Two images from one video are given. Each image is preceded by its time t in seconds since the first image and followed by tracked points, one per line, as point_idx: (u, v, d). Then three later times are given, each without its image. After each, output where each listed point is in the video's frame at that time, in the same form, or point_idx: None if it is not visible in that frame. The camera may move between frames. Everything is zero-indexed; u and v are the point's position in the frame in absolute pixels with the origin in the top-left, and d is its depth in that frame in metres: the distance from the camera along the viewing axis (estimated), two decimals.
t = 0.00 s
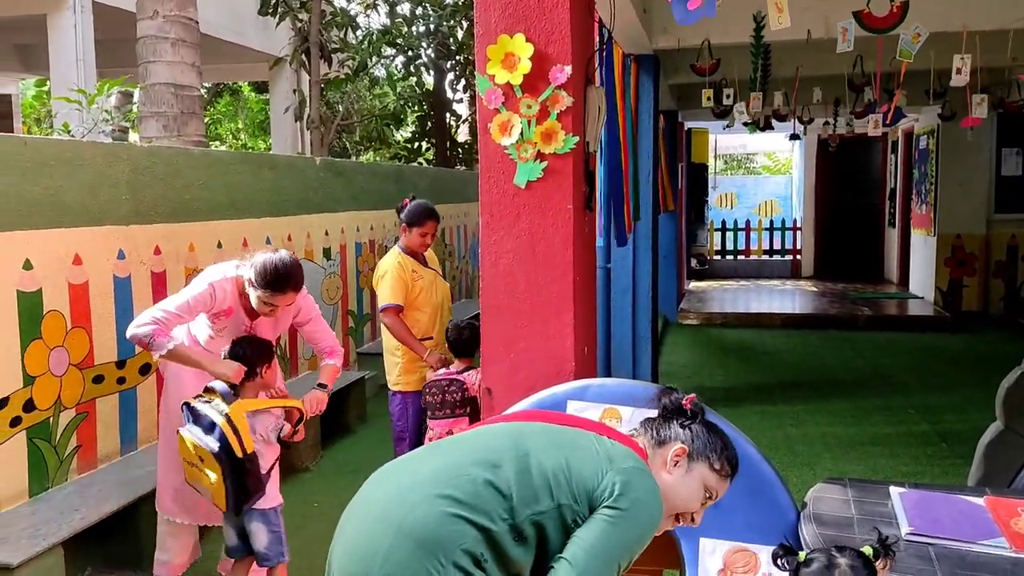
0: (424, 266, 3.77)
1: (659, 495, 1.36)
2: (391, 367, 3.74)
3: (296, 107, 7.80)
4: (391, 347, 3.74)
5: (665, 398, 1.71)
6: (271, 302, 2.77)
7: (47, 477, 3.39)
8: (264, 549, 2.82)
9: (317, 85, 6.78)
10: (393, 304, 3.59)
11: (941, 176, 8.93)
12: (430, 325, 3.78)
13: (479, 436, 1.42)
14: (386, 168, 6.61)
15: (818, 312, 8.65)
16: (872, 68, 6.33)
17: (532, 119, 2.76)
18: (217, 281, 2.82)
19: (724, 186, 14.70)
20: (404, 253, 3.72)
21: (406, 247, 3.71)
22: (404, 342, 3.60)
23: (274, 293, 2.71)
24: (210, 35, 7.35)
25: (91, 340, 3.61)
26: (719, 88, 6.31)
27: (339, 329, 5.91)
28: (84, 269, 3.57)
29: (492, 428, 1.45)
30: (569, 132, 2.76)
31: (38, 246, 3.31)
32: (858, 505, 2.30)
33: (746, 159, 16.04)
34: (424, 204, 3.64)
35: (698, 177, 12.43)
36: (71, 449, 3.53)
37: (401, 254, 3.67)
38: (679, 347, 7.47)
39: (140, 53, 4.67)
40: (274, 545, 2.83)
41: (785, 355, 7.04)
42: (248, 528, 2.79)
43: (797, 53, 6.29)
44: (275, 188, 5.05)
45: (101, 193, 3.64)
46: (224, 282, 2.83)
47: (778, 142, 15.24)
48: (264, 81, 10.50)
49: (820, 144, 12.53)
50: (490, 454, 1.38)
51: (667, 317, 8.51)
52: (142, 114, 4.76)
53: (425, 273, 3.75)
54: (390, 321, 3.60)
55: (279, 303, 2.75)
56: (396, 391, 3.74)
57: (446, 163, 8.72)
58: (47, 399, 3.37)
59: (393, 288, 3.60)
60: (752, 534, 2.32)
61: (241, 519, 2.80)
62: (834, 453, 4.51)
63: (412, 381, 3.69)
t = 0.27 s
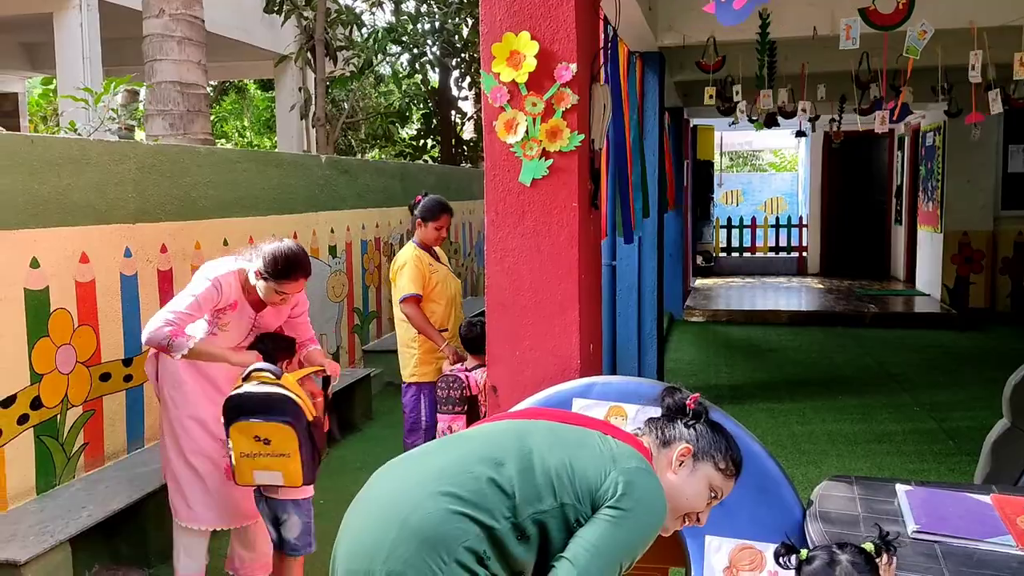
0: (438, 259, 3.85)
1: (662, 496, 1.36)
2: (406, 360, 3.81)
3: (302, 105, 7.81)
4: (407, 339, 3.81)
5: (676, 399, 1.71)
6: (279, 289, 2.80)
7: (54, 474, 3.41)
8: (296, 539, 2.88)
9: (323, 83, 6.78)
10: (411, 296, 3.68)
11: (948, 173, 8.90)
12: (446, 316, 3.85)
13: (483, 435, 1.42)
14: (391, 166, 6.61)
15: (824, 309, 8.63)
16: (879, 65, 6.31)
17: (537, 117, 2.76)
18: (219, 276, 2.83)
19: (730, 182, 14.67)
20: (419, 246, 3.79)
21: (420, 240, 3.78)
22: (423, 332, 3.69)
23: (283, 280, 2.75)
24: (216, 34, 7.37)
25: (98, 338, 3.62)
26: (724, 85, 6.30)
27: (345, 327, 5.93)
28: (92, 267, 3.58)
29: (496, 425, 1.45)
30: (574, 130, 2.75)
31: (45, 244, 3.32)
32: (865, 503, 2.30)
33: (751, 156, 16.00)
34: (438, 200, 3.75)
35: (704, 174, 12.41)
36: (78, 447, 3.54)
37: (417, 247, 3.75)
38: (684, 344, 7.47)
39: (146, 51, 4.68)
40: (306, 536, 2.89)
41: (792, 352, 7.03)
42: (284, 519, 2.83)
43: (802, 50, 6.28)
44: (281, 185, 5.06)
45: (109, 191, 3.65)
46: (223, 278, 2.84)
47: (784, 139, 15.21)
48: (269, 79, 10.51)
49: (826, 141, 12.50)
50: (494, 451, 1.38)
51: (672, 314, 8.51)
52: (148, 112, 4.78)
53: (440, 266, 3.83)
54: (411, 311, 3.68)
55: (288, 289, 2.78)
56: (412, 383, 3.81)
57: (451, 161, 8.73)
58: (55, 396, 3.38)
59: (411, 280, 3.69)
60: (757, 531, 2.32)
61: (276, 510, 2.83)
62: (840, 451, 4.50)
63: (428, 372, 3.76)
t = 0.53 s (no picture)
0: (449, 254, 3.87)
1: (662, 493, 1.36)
2: (418, 354, 3.80)
3: (308, 102, 7.82)
4: (419, 334, 3.80)
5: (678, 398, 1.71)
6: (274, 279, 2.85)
7: (59, 470, 3.42)
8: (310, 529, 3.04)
9: (328, 80, 6.79)
10: (429, 289, 3.68)
11: (954, 170, 8.88)
12: (458, 312, 3.88)
13: (483, 433, 1.43)
14: (396, 163, 6.62)
15: (829, 307, 8.62)
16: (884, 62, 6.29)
17: (542, 115, 2.75)
18: (217, 275, 2.83)
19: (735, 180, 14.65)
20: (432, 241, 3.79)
21: (434, 235, 3.78)
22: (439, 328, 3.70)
23: (282, 270, 2.82)
24: (222, 30, 7.38)
25: (103, 335, 3.64)
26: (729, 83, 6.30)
27: (349, 324, 5.94)
28: (98, 264, 3.59)
29: (496, 424, 1.45)
30: (578, 127, 2.75)
31: (51, 242, 3.33)
32: (868, 502, 2.30)
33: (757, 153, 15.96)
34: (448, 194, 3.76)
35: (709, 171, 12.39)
36: (84, 442, 3.56)
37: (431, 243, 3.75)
38: (689, 342, 7.47)
39: (152, 48, 4.69)
40: (319, 526, 3.05)
41: (796, 350, 7.02)
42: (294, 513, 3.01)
43: (808, 47, 6.27)
44: (286, 183, 5.07)
45: (115, 188, 3.66)
46: (218, 275, 2.84)
47: (790, 136, 15.18)
48: (274, 76, 10.54)
49: (831, 139, 12.47)
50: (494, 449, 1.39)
51: (677, 311, 8.50)
52: (154, 109, 4.79)
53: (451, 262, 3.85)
54: (428, 306, 3.69)
55: (285, 278, 2.85)
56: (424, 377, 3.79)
57: (456, 158, 8.77)
58: (61, 392, 3.40)
59: (429, 274, 3.69)
60: (759, 530, 2.32)
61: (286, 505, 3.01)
62: (844, 450, 4.50)
63: (442, 367, 3.76)
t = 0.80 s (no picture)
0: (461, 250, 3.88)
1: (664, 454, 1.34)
2: (433, 350, 3.81)
3: (313, 98, 7.81)
4: (434, 329, 3.81)
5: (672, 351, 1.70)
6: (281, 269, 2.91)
7: (65, 464, 3.43)
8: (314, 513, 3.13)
9: (334, 75, 6.79)
10: (447, 284, 3.70)
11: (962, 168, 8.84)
12: (471, 308, 3.89)
13: (482, 421, 1.42)
14: (402, 159, 6.62)
15: (835, 305, 8.60)
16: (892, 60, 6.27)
17: (547, 111, 2.74)
18: (224, 270, 2.86)
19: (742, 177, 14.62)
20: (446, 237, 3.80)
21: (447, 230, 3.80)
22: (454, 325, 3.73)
23: (290, 259, 2.88)
24: (228, 25, 7.39)
25: (109, 330, 3.64)
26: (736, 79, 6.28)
27: (355, 320, 5.95)
28: (103, 259, 3.60)
29: (495, 410, 1.44)
30: (584, 124, 2.74)
31: (56, 236, 3.33)
32: (872, 500, 2.29)
33: (764, 151, 15.91)
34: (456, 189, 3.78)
35: (716, 168, 12.37)
36: (90, 436, 3.57)
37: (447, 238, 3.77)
38: (694, 339, 7.46)
39: (158, 43, 4.70)
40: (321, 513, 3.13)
41: (801, 348, 7.01)
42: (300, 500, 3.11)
43: (816, 44, 6.24)
44: (292, 178, 5.07)
45: (120, 183, 3.66)
46: (224, 271, 2.87)
47: (797, 133, 15.14)
48: (281, 72, 10.55)
49: (838, 136, 12.43)
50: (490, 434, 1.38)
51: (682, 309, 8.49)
52: (160, 104, 4.79)
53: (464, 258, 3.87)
54: (444, 302, 3.71)
55: (292, 268, 2.92)
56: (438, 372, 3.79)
57: (462, 154, 8.78)
58: (66, 386, 3.41)
59: (446, 269, 3.71)
60: (765, 528, 2.30)
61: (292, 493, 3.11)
62: (849, 448, 4.48)
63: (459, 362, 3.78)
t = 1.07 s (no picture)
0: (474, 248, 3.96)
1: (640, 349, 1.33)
2: (447, 346, 3.83)
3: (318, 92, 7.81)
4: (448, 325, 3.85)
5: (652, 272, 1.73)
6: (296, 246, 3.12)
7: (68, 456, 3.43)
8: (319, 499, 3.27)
9: (338, 70, 6.78)
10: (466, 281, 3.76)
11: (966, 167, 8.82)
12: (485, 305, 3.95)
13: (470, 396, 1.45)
14: (405, 154, 6.62)
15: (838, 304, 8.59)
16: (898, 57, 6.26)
17: (552, 105, 2.74)
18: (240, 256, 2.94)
19: (746, 175, 14.60)
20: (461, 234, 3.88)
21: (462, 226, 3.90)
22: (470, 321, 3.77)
23: (296, 234, 3.09)
24: (232, 20, 7.38)
25: (112, 322, 3.64)
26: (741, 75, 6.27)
27: (358, 315, 5.95)
28: (107, 251, 3.60)
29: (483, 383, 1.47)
30: (589, 118, 2.73)
31: (60, 228, 3.33)
32: (876, 496, 2.29)
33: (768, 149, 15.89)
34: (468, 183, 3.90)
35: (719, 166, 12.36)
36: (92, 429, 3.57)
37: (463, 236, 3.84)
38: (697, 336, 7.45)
39: (163, 37, 4.70)
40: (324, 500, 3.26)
41: (804, 346, 7.00)
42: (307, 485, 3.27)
43: (822, 40, 6.23)
44: (296, 173, 5.07)
45: (125, 176, 3.66)
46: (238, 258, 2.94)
47: (801, 131, 15.12)
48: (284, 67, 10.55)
49: (842, 135, 12.41)
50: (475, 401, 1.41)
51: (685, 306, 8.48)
52: (164, 98, 4.79)
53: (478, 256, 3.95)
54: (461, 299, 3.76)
55: (305, 246, 3.14)
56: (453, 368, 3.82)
57: (465, 150, 8.78)
58: (69, 378, 3.41)
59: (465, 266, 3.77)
60: (769, 524, 2.27)
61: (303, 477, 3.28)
62: (853, 445, 4.48)
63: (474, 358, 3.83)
